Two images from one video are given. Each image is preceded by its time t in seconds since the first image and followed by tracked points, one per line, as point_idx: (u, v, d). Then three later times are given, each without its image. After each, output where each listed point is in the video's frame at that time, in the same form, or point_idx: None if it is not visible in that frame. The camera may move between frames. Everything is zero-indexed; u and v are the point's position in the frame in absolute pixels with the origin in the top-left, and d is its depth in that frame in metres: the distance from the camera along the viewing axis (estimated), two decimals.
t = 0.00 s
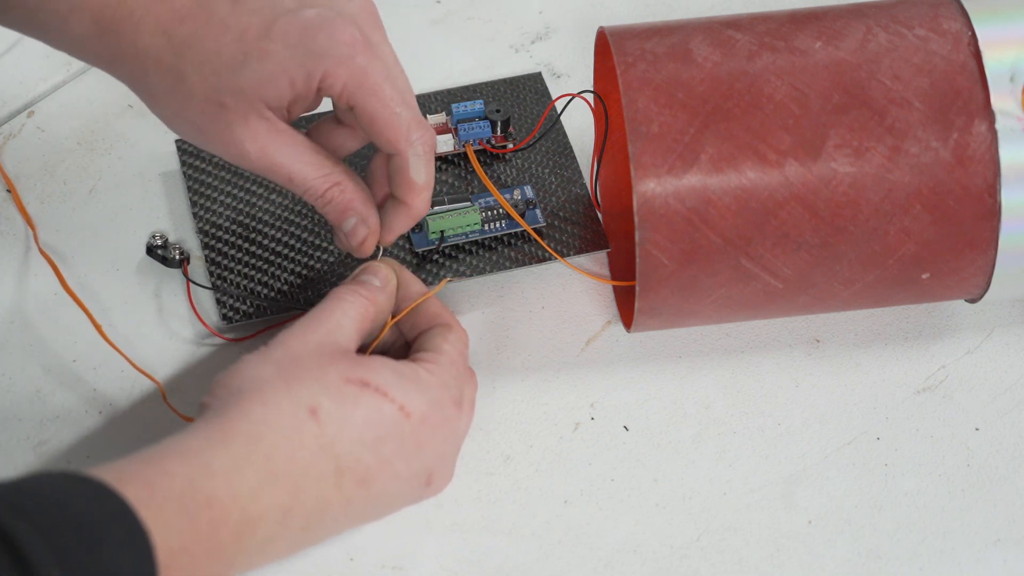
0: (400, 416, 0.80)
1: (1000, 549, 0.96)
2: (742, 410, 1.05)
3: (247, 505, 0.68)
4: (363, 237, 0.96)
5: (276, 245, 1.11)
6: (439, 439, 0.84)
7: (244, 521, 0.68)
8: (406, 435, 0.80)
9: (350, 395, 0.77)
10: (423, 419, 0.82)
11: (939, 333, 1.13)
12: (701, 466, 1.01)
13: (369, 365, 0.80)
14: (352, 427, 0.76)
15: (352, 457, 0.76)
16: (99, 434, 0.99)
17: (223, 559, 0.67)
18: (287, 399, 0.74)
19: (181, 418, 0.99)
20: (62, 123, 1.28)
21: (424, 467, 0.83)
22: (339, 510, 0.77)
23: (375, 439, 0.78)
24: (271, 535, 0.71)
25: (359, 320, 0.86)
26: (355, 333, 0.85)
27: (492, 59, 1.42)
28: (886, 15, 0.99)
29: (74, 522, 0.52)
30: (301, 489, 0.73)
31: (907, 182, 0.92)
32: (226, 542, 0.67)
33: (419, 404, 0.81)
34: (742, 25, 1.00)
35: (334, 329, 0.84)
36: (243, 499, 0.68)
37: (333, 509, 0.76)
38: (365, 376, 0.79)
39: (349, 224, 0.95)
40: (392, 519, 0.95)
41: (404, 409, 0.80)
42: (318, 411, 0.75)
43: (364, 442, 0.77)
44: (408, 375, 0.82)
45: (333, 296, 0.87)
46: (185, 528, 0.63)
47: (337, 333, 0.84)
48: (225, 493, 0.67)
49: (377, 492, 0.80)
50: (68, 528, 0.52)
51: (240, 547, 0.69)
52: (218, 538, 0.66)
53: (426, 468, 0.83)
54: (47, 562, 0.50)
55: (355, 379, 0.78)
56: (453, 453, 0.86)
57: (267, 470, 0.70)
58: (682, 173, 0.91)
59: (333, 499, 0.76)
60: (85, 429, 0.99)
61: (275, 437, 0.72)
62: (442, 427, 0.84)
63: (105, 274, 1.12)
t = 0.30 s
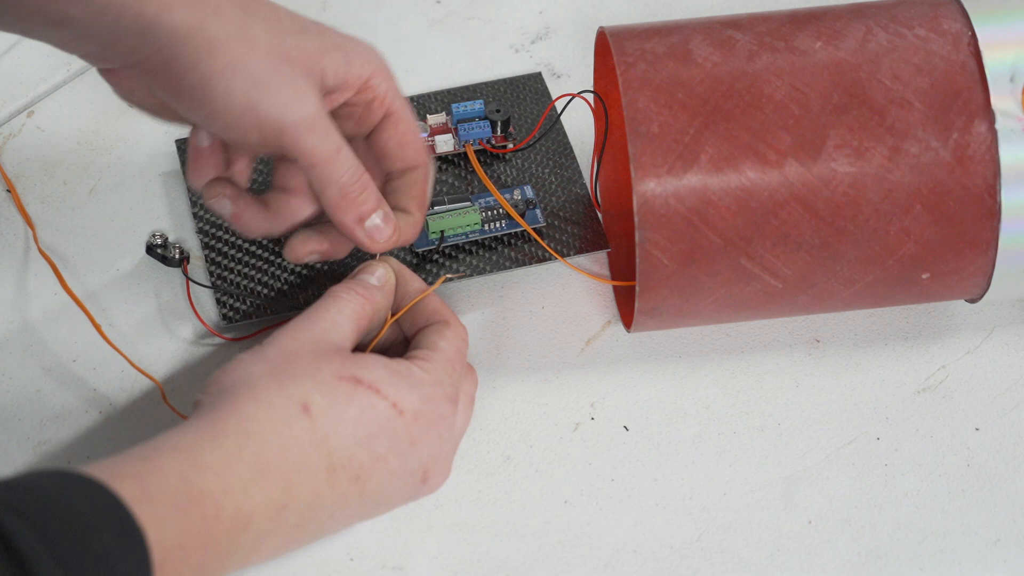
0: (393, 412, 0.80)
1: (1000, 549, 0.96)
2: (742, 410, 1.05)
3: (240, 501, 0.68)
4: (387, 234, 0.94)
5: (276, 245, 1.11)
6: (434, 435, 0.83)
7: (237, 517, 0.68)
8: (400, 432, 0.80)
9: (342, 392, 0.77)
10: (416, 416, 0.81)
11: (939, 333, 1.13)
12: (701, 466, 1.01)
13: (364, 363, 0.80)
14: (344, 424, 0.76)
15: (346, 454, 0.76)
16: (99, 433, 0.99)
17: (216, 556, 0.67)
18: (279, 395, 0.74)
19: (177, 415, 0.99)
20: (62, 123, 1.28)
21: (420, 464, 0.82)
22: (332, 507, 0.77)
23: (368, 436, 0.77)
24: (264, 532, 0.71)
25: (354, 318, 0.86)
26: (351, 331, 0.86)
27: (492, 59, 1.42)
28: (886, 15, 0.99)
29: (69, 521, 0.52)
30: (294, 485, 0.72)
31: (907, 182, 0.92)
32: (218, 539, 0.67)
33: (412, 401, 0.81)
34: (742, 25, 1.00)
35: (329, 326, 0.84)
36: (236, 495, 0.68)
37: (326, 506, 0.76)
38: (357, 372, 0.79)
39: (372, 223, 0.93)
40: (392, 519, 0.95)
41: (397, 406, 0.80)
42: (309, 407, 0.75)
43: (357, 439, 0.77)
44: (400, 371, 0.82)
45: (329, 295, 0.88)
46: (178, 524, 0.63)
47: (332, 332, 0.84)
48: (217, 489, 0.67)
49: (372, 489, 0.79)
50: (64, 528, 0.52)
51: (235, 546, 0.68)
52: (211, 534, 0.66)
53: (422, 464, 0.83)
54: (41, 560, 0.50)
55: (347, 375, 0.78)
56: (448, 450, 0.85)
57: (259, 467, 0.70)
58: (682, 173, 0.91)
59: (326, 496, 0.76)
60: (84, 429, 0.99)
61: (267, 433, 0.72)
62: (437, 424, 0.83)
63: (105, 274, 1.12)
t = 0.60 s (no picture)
0: (376, 399, 0.79)
1: (1000, 550, 0.96)
2: (742, 411, 1.05)
3: (227, 491, 0.68)
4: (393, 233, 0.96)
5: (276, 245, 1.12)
6: (419, 423, 0.83)
7: (223, 508, 0.67)
8: (384, 419, 0.80)
9: (326, 380, 0.77)
10: (401, 403, 0.81)
11: (939, 333, 1.13)
12: (701, 466, 1.01)
13: (347, 353, 0.80)
14: (329, 413, 0.76)
15: (331, 444, 0.76)
16: (98, 433, 0.99)
17: (204, 548, 0.67)
18: (262, 386, 0.74)
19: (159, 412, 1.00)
20: (62, 123, 1.28)
21: (406, 451, 0.83)
22: (321, 497, 0.76)
23: (353, 424, 0.77)
24: (253, 523, 0.71)
25: (338, 312, 0.87)
26: (335, 323, 0.86)
27: (492, 59, 1.42)
28: (887, 15, 0.99)
29: (65, 522, 0.52)
30: (280, 475, 0.72)
31: (907, 182, 0.92)
32: (207, 531, 0.66)
33: (395, 389, 0.81)
34: (742, 25, 1.00)
35: (313, 319, 0.84)
36: (222, 486, 0.67)
37: (314, 495, 0.76)
38: (340, 362, 0.79)
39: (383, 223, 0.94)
40: (392, 519, 0.95)
41: (380, 393, 0.80)
42: (292, 397, 0.74)
43: (342, 428, 0.77)
44: (382, 360, 0.82)
45: (314, 289, 0.88)
46: (165, 515, 0.63)
47: (317, 324, 0.84)
48: (202, 480, 0.66)
49: (359, 476, 0.79)
50: (59, 530, 0.52)
51: (223, 538, 0.68)
52: (200, 525, 0.65)
53: (409, 452, 0.83)
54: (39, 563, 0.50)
55: (330, 365, 0.78)
56: (435, 438, 0.86)
57: (245, 458, 0.70)
58: (682, 173, 0.91)
59: (314, 486, 0.75)
60: (84, 429, 0.99)
61: (251, 422, 0.71)
62: (423, 411, 0.84)
63: (105, 274, 1.12)
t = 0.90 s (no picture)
0: (410, 425, 0.80)
1: (1000, 550, 0.96)
2: (742, 410, 1.05)
3: (257, 508, 0.69)
4: (351, 238, 0.92)
5: (276, 245, 1.11)
6: (448, 447, 0.84)
7: (253, 526, 0.68)
8: (416, 445, 0.81)
9: (364, 403, 0.77)
10: (433, 429, 0.82)
11: (939, 333, 1.13)
12: (701, 465, 1.01)
13: (382, 374, 0.81)
14: (363, 435, 0.77)
15: (363, 465, 0.77)
16: (100, 433, 0.99)
17: (230, 562, 0.67)
18: (302, 405, 0.74)
19: (189, 421, 0.99)
20: (62, 123, 1.28)
21: (432, 475, 0.83)
22: (347, 518, 0.77)
23: (386, 448, 0.78)
24: (280, 540, 0.72)
25: (371, 324, 0.87)
26: (365, 336, 0.86)
27: (492, 59, 1.42)
28: (886, 16, 0.99)
29: (68, 523, 0.52)
30: (312, 496, 0.73)
31: (907, 182, 0.92)
32: (233, 547, 0.67)
33: (430, 414, 0.82)
34: (742, 25, 1.00)
35: (345, 332, 0.84)
36: (253, 503, 0.68)
37: (340, 516, 0.77)
38: (376, 383, 0.79)
39: (336, 225, 0.91)
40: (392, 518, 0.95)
41: (414, 419, 0.80)
42: (330, 419, 0.75)
43: (375, 451, 0.77)
44: (418, 384, 0.83)
45: (346, 298, 0.88)
46: (192, 530, 0.63)
47: (352, 338, 0.84)
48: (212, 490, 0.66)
49: (383, 499, 0.80)
50: (66, 532, 0.52)
51: (249, 552, 0.69)
52: (226, 541, 0.66)
53: (433, 476, 0.83)
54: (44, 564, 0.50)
55: (369, 387, 0.79)
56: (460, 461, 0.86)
57: (278, 478, 0.71)
58: (682, 173, 0.91)
59: (342, 507, 0.76)
60: (86, 429, 0.99)
61: (288, 442, 0.72)
62: (452, 436, 0.84)
63: (105, 274, 1.12)
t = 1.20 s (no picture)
0: (410, 424, 0.80)
1: (1000, 550, 0.96)
2: (742, 410, 1.05)
3: (257, 509, 0.69)
4: (360, 242, 0.97)
5: (276, 245, 1.11)
6: (448, 446, 0.84)
7: (254, 526, 0.68)
8: (416, 443, 0.81)
9: (364, 402, 0.77)
10: (432, 428, 0.82)
11: (939, 333, 1.13)
12: (701, 465, 1.01)
13: (382, 373, 0.81)
14: (364, 435, 0.77)
15: (364, 464, 0.77)
16: (100, 433, 0.99)
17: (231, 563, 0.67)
18: (302, 405, 0.74)
19: (188, 425, 0.99)
20: (62, 123, 1.28)
21: (432, 474, 0.83)
22: (347, 517, 0.77)
23: (386, 448, 0.78)
24: (280, 541, 0.72)
25: (367, 324, 0.86)
26: (362, 335, 0.86)
27: (492, 59, 1.42)
28: (886, 16, 0.99)
29: (68, 523, 0.52)
30: (313, 496, 0.73)
31: (907, 182, 0.92)
32: (233, 547, 0.67)
33: (430, 413, 0.82)
34: (742, 25, 1.00)
35: (344, 333, 0.84)
36: (254, 503, 0.68)
37: (341, 515, 0.77)
38: (377, 383, 0.79)
39: (343, 231, 0.95)
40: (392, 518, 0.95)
41: (414, 418, 0.80)
42: (332, 419, 0.75)
43: (375, 450, 0.77)
44: (418, 383, 0.83)
45: (342, 297, 0.87)
46: (192, 532, 0.63)
47: (348, 338, 0.84)
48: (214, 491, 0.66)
49: (383, 498, 0.80)
50: (65, 532, 0.52)
51: (249, 553, 0.69)
52: (226, 542, 0.66)
53: (433, 475, 0.83)
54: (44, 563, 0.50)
55: (369, 387, 0.79)
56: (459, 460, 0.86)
57: (278, 478, 0.71)
58: (682, 173, 0.91)
59: (343, 506, 0.76)
60: (85, 429, 0.99)
61: (289, 442, 0.72)
62: (452, 435, 0.84)
63: (105, 274, 1.12)
